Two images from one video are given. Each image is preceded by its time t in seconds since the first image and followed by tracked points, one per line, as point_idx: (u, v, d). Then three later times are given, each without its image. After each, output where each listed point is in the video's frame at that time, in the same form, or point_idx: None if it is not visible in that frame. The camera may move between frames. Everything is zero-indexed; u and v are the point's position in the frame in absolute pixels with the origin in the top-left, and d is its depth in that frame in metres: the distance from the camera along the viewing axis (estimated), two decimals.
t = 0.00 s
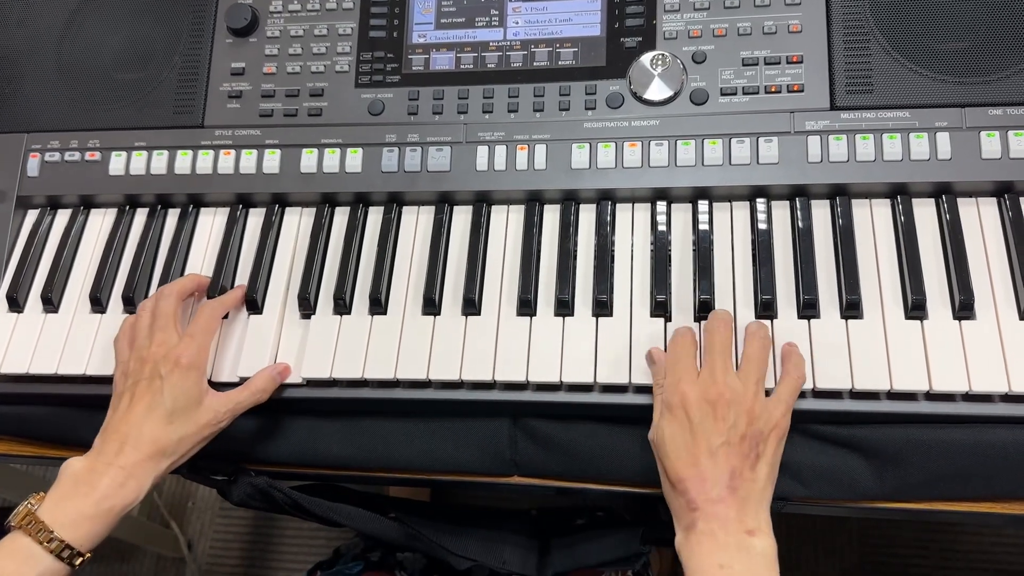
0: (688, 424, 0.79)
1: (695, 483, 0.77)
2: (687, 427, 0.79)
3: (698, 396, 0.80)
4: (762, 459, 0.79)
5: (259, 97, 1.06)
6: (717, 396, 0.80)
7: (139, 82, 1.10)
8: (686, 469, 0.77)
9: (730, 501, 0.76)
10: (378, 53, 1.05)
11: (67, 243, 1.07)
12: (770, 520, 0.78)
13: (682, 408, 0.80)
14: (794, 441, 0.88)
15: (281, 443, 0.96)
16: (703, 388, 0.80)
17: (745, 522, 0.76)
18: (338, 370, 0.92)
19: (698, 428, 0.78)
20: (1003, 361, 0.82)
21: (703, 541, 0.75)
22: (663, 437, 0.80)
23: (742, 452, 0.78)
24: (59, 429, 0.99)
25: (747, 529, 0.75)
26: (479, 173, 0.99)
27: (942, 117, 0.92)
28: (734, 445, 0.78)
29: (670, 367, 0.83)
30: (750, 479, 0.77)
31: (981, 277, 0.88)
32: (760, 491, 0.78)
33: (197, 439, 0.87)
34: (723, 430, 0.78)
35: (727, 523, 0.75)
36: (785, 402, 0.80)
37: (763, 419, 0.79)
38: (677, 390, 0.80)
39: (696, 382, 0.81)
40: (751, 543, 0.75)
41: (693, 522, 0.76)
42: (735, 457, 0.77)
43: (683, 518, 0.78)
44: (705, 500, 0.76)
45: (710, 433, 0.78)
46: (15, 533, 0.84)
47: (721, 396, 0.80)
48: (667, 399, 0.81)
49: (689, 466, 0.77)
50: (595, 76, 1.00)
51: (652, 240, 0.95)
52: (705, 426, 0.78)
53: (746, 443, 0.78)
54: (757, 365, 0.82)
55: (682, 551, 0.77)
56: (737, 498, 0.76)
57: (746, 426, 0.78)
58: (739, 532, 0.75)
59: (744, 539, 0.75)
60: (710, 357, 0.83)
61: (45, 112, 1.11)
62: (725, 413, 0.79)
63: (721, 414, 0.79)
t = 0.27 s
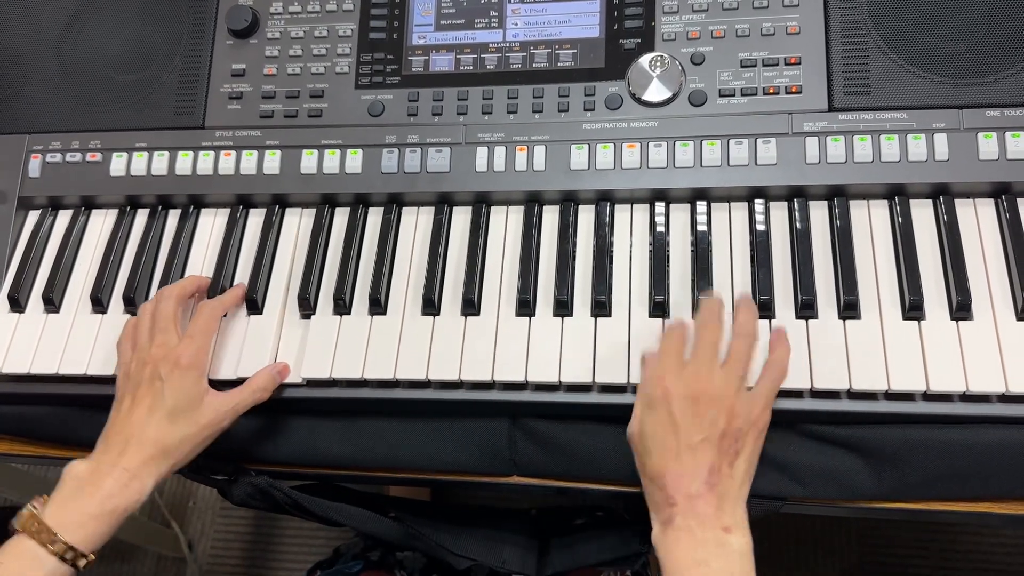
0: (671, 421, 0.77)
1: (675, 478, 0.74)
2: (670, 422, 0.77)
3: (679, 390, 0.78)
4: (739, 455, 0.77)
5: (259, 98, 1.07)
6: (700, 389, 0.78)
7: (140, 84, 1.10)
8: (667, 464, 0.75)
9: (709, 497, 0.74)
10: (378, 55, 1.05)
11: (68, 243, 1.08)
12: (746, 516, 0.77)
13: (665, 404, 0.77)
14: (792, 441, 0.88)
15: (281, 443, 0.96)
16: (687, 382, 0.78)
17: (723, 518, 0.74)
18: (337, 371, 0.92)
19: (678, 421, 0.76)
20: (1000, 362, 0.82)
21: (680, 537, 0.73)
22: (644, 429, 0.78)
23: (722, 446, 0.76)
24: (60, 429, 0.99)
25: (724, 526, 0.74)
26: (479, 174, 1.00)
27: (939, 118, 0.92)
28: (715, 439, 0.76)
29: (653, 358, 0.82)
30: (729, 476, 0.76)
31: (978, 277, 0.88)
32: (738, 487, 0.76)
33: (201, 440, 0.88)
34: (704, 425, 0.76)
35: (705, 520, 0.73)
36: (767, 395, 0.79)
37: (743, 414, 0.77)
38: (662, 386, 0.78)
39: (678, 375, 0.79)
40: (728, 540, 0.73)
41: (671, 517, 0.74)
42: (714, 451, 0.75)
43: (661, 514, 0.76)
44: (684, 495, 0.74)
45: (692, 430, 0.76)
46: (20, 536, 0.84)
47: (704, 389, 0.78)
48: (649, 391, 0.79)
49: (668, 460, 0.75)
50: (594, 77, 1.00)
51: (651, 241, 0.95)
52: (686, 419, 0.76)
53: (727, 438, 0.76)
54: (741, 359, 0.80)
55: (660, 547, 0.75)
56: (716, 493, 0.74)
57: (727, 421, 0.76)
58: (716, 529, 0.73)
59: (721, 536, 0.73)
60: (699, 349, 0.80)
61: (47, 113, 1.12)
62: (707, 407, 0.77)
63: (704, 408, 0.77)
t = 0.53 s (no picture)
0: (602, 410, 0.81)
1: (619, 465, 0.78)
2: (603, 412, 0.81)
3: (610, 379, 0.81)
4: (679, 427, 0.79)
5: (261, 99, 1.07)
6: (626, 375, 0.81)
7: (142, 84, 1.10)
8: (610, 453, 0.79)
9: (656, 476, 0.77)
10: (380, 55, 1.05)
11: (70, 244, 1.07)
12: (701, 488, 0.79)
13: (594, 397, 0.81)
14: (795, 442, 0.88)
15: (283, 444, 0.96)
16: (615, 370, 0.82)
17: (673, 494, 0.77)
18: (340, 372, 0.92)
19: (614, 410, 0.80)
20: (1003, 363, 0.82)
21: (640, 522, 0.76)
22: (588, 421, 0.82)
23: (658, 426, 0.79)
24: (62, 430, 0.99)
25: (677, 501, 0.76)
26: (481, 175, 0.99)
27: (942, 120, 0.92)
28: (648, 421, 0.79)
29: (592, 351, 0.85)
30: (672, 449, 0.78)
31: (981, 279, 0.88)
32: (685, 462, 0.79)
33: (189, 439, 0.87)
34: (635, 409, 0.79)
35: (656, 498, 0.76)
36: (691, 369, 0.82)
37: (671, 391, 0.80)
38: (589, 379, 0.82)
39: (609, 365, 0.83)
40: (681, 514, 0.76)
41: (625, 505, 0.78)
42: (650, 431, 0.79)
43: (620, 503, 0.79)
44: (632, 481, 0.78)
45: (625, 415, 0.79)
46: (14, 544, 0.84)
47: (631, 374, 0.81)
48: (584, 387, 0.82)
49: (611, 447, 0.79)
50: (596, 78, 1.00)
51: (653, 242, 0.95)
52: (620, 408, 0.80)
53: (660, 417, 0.79)
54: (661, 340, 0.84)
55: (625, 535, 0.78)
56: (662, 472, 0.77)
57: (656, 401, 0.79)
58: (668, 505, 0.76)
59: (674, 511, 0.76)
60: (615, 340, 0.85)
61: (48, 114, 1.11)
62: (635, 392, 0.80)
63: (632, 394, 0.80)
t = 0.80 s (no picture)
0: (601, 437, 0.81)
1: (620, 492, 0.79)
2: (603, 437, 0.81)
3: (609, 404, 0.82)
4: (680, 452, 0.80)
5: (262, 100, 1.07)
6: (625, 398, 0.81)
7: (143, 86, 1.10)
8: (610, 479, 0.80)
9: (658, 503, 0.78)
10: (382, 56, 1.05)
11: (70, 245, 1.07)
12: (705, 512, 0.79)
13: (592, 421, 0.81)
14: (796, 444, 0.88)
15: (284, 445, 0.96)
16: (614, 392, 0.82)
17: (677, 520, 0.77)
18: (341, 373, 0.92)
19: (613, 435, 0.80)
20: (1006, 366, 0.82)
21: (643, 549, 0.77)
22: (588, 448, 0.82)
23: (657, 452, 0.79)
24: (62, 431, 0.99)
25: (679, 527, 0.77)
26: (482, 176, 0.99)
27: (944, 121, 0.92)
28: (648, 446, 0.79)
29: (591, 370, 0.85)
30: (673, 475, 0.79)
31: (983, 280, 0.88)
32: (687, 487, 0.79)
33: (194, 456, 0.89)
34: (635, 435, 0.80)
35: (659, 526, 0.77)
36: (687, 391, 0.82)
37: (672, 416, 0.80)
38: (588, 404, 0.82)
39: (608, 388, 0.83)
40: (685, 541, 0.76)
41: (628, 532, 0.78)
42: (651, 457, 0.79)
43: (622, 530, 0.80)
44: (635, 508, 0.78)
45: (626, 442, 0.80)
46: (16, 546, 0.84)
47: (630, 397, 0.82)
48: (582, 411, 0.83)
49: (612, 474, 0.80)
50: (598, 79, 1.00)
51: (655, 243, 0.95)
52: (619, 433, 0.80)
53: (660, 443, 0.80)
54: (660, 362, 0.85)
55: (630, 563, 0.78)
56: (665, 498, 0.78)
57: (656, 425, 0.80)
58: (672, 532, 0.76)
59: (677, 537, 0.76)
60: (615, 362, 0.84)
61: (49, 115, 1.11)
62: (635, 416, 0.81)
63: (632, 418, 0.81)
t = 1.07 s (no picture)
0: (571, 433, 0.80)
1: (580, 491, 0.78)
2: (570, 436, 0.80)
3: (581, 403, 0.80)
4: (644, 458, 0.79)
5: (262, 103, 1.06)
6: (599, 400, 0.80)
7: (142, 88, 1.10)
8: (572, 478, 0.79)
9: (615, 506, 0.77)
10: (381, 59, 1.05)
11: (69, 248, 1.07)
12: (660, 520, 0.79)
13: (564, 418, 0.80)
14: (798, 449, 0.87)
15: (283, 449, 0.95)
16: (588, 393, 0.81)
17: (632, 524, 0.76)
18: (340, 377, 0.92)
19: (582, 435, 0.79)
20: (1008, 370, 0.81)
21: (595, 550, 0.76)
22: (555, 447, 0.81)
23: (624, 455, 0.78)
24: (61, 435, 0.99)
25: (633, 532, 0.76)
26: (482, 179, 0.99)
27: (946, 124, 0.91)
28: (616, 448, 0.78)
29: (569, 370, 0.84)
30: (633, 479, 0.78)
31: (985, 284, 0.87)
32: (648, 492, 0.78)
33: (210, 459, 0.88)
34: (603, 436, 0.79)
35: (613, 529, 0.76)
36: (664, 400, 0.81)
37: (644, 421, 0.79)
38: (561, 401, 0.81)
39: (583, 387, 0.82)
40: (637, 545, 0.75)
41: (581, 531, 0.77)
42: (615, 459, 0.78)
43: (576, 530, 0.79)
44: (590, 509, 0.77)
45: (592, 442, 0.79)
46: (32, 562, 0.81)
47: (604, 399, 0.80)
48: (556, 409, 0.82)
49: (574, 473, 0.78)
50: (598, 82, 0.99)
51: (656, 247, 0.95)
52: (589, 433, 0.79)
53: (629, 447, 0.79)
54: (643, 366, 0.83)
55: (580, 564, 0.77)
56: (623, 502, 0.77)
57: (626, 429, 0.79)
58: (624, 536, 0.76)
59: (630, 542, 0.75)
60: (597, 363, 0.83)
61: (48, 118, 1.11)
62: (606, 418, 0.79)
63: (604, 420, 0.80)
